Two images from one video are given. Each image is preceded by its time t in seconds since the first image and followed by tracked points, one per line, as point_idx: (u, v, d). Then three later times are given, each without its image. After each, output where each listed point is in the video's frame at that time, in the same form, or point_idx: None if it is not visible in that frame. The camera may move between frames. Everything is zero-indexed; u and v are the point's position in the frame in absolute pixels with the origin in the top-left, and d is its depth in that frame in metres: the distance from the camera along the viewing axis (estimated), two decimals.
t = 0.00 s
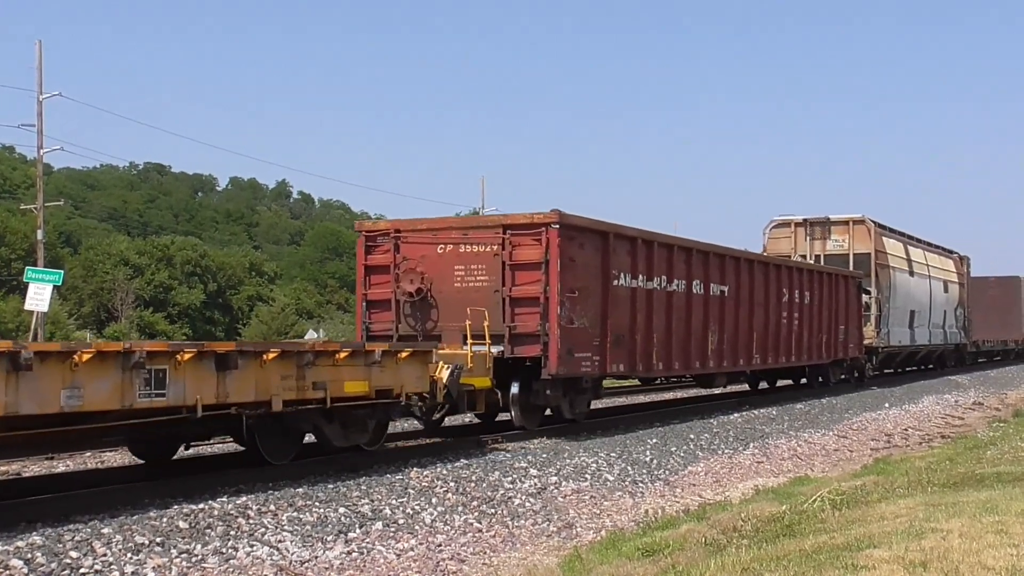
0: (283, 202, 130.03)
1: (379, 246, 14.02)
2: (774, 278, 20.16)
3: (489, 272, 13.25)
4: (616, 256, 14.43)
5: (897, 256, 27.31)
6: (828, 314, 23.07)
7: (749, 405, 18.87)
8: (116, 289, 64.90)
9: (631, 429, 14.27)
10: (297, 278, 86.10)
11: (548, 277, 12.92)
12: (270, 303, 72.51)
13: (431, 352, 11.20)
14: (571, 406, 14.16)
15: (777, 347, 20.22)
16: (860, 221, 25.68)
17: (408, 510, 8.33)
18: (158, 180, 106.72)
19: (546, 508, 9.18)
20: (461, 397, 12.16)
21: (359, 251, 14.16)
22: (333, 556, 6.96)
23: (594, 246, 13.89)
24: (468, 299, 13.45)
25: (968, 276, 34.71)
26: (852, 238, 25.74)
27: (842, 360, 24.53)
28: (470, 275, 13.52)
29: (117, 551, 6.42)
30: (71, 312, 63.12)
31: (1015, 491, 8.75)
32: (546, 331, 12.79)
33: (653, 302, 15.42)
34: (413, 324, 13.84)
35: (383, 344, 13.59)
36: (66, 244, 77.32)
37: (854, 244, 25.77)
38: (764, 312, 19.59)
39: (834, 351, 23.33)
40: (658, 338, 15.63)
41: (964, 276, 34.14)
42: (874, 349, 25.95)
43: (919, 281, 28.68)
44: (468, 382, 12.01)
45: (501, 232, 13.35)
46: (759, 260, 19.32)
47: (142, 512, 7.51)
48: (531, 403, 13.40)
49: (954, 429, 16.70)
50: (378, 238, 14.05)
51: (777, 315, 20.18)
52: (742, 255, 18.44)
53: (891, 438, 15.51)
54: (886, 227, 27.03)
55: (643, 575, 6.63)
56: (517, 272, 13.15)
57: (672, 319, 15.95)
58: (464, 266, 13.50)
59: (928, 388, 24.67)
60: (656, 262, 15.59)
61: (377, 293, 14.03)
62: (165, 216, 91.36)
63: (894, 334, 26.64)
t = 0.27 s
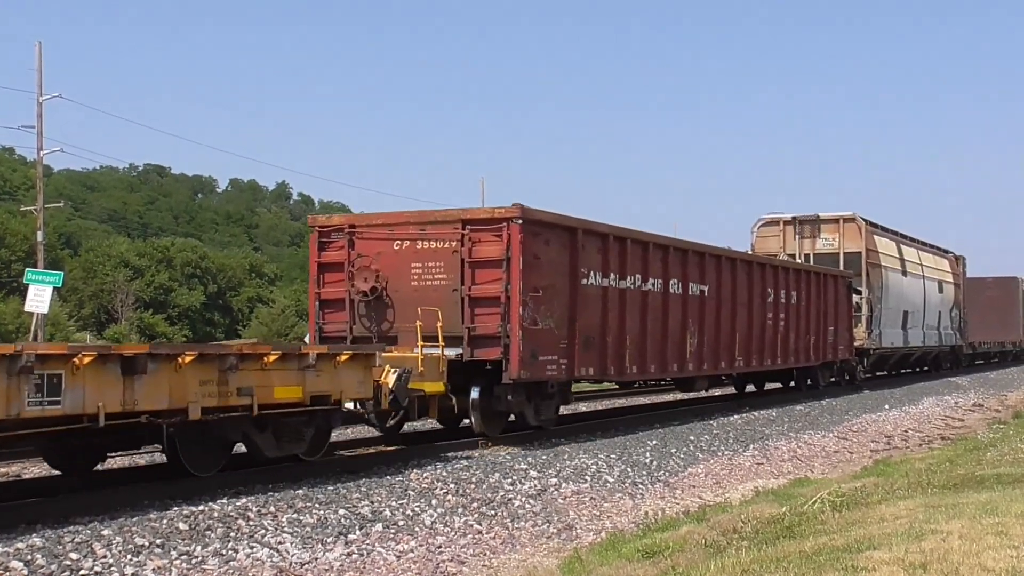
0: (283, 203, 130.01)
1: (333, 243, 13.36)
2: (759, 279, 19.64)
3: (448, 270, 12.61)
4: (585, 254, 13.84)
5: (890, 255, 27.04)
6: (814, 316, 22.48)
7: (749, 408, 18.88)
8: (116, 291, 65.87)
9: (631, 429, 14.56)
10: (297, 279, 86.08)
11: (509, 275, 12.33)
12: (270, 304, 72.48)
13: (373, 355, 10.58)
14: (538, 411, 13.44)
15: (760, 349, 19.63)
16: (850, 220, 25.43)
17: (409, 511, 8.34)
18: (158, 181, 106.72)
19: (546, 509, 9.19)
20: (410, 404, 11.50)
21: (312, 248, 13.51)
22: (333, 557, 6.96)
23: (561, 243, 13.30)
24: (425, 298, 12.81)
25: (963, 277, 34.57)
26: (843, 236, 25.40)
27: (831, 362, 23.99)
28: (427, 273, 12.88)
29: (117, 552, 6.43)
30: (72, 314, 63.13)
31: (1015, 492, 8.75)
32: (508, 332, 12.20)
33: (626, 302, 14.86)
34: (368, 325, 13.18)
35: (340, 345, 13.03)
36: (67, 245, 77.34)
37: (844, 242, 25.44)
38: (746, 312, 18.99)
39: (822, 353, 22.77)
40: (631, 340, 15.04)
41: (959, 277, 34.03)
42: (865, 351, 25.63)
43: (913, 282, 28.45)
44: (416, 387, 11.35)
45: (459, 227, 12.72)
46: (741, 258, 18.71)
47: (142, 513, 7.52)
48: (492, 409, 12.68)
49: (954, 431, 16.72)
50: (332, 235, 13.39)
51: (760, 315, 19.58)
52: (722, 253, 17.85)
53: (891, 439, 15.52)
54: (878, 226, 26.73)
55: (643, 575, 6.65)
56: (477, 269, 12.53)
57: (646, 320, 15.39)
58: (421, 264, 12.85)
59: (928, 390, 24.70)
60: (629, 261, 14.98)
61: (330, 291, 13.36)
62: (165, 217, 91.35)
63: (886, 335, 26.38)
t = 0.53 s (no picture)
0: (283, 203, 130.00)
1: (282, 237, 12.89)
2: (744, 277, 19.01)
3: (401, 266, 12.10)
4: (551, 250, 13.19)
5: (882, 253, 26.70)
6: (802, 316, 21.83)
7: (750, 408, 18.87)
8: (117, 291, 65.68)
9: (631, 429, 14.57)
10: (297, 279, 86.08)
11: (465, 270, 11.71)
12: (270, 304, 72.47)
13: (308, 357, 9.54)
14: (501, 415, 12.84)
15: (743, 350, 18.98)
16: (840, 216, 25.15)
17: (409, 511, 8.34)
18: (158, 181, 106.76)
19: (546, 509, 9.18)
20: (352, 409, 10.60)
21: (259, 241, 13.02)
22: (333, 558, 6.96)
23: (524, 238, 12.64)
24: (377, 296, 12.33)
25: (958, 276, 34.40)
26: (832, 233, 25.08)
27: (820, 364, 23.39)
28: (379, 268, 12.36)
29: (117, 553, 6.43)
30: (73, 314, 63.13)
31: (1015, 493, 8.74)
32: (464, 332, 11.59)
33: (597, 300, 14.18)
34: (317, 324, 12.74)
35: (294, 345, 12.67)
36: (67, 246, 77.38)
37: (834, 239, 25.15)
38: (729, 312, 18.32)
39: (810, 355, 22.14)
40: (602, 340, 14.39)
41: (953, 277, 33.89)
42: (856, 351, 25.26)
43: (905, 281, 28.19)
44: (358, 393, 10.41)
45: (413, 220, 12.14)
46: (723, 256, 18.04)
47: (143, 514, 7.50)
48: (449, 412, 12.11)
49: (954, 431, 16.73)
50: (281, 228, 12.91)
51: (744, 315, 18.91)
52: (704, 249, 17.18)
53: (892, 440, 15.52)
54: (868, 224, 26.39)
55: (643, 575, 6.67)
56: (432, 265, 11.97)
57: (619, 319, 14.72)
58: (372, 259, 12.35)
59: (928, 390, 24.71)
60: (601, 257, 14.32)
61: (278, 289, 12.95)
62: (165, 218, 91.34)
63: (879, 335, 26.07)
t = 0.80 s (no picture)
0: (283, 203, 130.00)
1: (222, 230, 12.00)
2: (727, 273, 18.29)
3: (345, 260, 11.25)
4: (511, 243, 12.41)
5: (873, 250, 26.19)
6: (788, 316, 21.05)
7: (750, 408, 18.85)
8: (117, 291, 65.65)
9: (631, 429, 14.57)
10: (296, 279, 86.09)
11: (414, 264, 10.88)
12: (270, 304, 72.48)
13: (230, 358, 8.60)
14: (456, 419, 12.01)
15: (725, 350, 18.22)
16: (829, 212, 24.59)
17: (409, 511, 8.34)
18: (158, 180, 106.75)
19: (546, 509, 9.19)
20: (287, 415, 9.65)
21: (198, 235, 12.15)
22: (333, 557, 6.96)
23: (480, 229, 11.85)
24: (321, 292, 11.47)
25: (951, 275, 34.11)
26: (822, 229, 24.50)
27: (809, 364, 22.63)
28: (323, 263, 11.50)
29: (117, 552, 6.43)
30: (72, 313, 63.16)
31: (1014, 492, 8.73)
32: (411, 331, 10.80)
33: (562, 296, 13.40)
34: (258, 323, 11.85)
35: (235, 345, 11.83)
36: (67, 245, 77.38)
37: (823, 236, 24.56)
38: (708, 310, 17.54)
39: (797, 355, 21.38)
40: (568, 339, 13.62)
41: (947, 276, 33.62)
42: (846, 351, 24.69)
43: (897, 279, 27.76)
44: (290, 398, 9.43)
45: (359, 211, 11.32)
46: (702, 251, 17.25)
47: (143, 513, 7.50)
48: (400, 417, 11.30)
49: (954, 430, 16.75)
50: (221, 220, 12.04)
51: (725, 314, 18.15)
52: (681, 244, 16.40)
53: (892, 439, 15.53)
54: (859, 220, 25.86)
55: (643, 575, 6.68)
56: (378, 259, 11.13)
57: (587, 316, 13.94)
58: (316, 253, 11.49)
59: (928, 390, 24.71)
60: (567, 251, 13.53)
61: (219, 285, 12.04)
62: (164, 217, 91.33)
63: (871, 334, 25.57)
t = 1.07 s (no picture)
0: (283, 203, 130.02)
1: (154, 223, 11.16)
2: (707, 269, 17.53)
3: (283, 254, 10.43)
4: (466, 236, 11.59)
5: (863, 247, 25.64)
6: (774, 315, 20.28)
7: (750, 408, 18.82)
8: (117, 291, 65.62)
9: (631, 429, 14.57)
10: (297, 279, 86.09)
11: (356, 258, 10.05)
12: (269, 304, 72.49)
13: (139, 361, 7.65)
14: (405, 424, 11.22)
15: (705, 351, 17.43)
16: (818, 208, 23.99)
17: (409, 511, 8.34)
18: (158, 180, 106.76)
19: (546, 509, 9.18)
20: (210, 422, 8.68)
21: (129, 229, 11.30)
22: (333, 558, 6.96)
23: (430, 222, 11.02)
24: (258, 289, 10.64)
25: (943, 273, 33.67)
26: (811, 226, 23.92)
27: (796, 364, 21.83)
28: (259, 258, 10.67)
29: (118, 552, 6.43)
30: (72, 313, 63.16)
31: (1015, 492, 8.72)
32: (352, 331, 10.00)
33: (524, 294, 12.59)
34: (191, 322, 11.00)
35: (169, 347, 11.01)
36: (67, 246, 77.40)
37: (813, 232, 23.97)
38: (686, 309, 16.75)
39: (783, 356, 20.60)
40: (530, 339, 12.81)
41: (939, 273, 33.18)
42: (837, 351, 24.05)
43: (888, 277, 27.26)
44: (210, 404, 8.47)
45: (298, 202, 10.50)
46: (679, 247, 16.44)
47: (143, 514, 7.49)
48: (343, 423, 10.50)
49: (954, 431, 16.75)
50: (152, 213, 11.18)
51: (704, 313, 17.37)
52: (657, 239, 15.59)
53: (892, 440, 15.53)
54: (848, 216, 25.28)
55: (643, 574, 6.69)
56: (318, 254, 10.30)
57: (552, 315, 13.13)
58: (252, 246, 10.66)
59: (928, 390, 24.69)
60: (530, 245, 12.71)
61: (151, 283, 11.22)
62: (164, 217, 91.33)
63: (862, 334, 25.01)
